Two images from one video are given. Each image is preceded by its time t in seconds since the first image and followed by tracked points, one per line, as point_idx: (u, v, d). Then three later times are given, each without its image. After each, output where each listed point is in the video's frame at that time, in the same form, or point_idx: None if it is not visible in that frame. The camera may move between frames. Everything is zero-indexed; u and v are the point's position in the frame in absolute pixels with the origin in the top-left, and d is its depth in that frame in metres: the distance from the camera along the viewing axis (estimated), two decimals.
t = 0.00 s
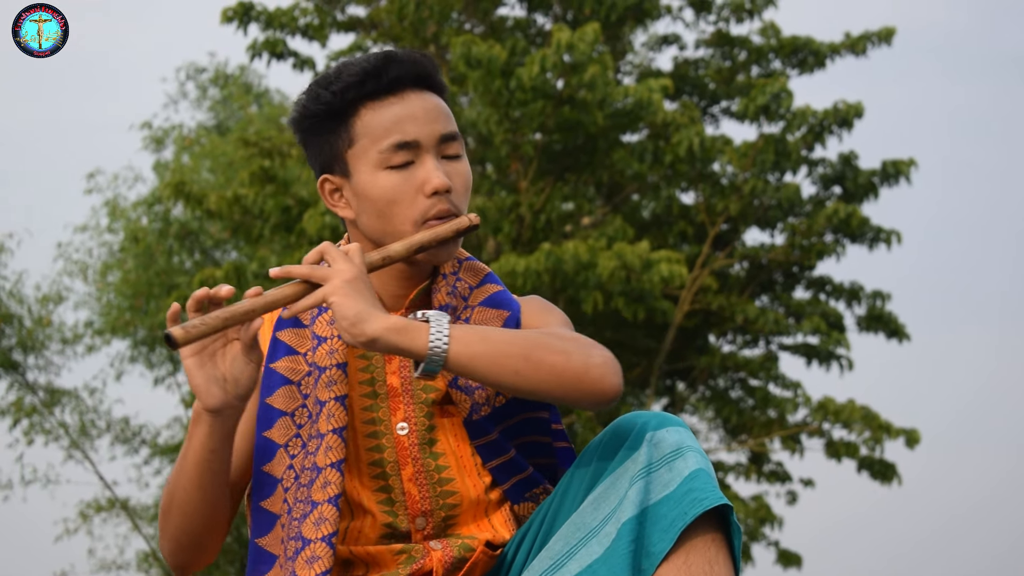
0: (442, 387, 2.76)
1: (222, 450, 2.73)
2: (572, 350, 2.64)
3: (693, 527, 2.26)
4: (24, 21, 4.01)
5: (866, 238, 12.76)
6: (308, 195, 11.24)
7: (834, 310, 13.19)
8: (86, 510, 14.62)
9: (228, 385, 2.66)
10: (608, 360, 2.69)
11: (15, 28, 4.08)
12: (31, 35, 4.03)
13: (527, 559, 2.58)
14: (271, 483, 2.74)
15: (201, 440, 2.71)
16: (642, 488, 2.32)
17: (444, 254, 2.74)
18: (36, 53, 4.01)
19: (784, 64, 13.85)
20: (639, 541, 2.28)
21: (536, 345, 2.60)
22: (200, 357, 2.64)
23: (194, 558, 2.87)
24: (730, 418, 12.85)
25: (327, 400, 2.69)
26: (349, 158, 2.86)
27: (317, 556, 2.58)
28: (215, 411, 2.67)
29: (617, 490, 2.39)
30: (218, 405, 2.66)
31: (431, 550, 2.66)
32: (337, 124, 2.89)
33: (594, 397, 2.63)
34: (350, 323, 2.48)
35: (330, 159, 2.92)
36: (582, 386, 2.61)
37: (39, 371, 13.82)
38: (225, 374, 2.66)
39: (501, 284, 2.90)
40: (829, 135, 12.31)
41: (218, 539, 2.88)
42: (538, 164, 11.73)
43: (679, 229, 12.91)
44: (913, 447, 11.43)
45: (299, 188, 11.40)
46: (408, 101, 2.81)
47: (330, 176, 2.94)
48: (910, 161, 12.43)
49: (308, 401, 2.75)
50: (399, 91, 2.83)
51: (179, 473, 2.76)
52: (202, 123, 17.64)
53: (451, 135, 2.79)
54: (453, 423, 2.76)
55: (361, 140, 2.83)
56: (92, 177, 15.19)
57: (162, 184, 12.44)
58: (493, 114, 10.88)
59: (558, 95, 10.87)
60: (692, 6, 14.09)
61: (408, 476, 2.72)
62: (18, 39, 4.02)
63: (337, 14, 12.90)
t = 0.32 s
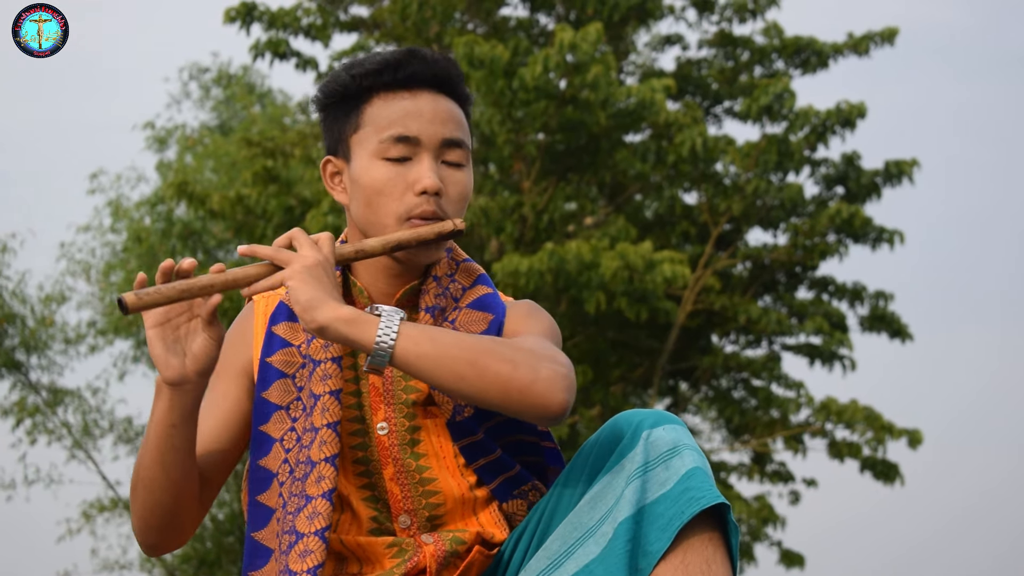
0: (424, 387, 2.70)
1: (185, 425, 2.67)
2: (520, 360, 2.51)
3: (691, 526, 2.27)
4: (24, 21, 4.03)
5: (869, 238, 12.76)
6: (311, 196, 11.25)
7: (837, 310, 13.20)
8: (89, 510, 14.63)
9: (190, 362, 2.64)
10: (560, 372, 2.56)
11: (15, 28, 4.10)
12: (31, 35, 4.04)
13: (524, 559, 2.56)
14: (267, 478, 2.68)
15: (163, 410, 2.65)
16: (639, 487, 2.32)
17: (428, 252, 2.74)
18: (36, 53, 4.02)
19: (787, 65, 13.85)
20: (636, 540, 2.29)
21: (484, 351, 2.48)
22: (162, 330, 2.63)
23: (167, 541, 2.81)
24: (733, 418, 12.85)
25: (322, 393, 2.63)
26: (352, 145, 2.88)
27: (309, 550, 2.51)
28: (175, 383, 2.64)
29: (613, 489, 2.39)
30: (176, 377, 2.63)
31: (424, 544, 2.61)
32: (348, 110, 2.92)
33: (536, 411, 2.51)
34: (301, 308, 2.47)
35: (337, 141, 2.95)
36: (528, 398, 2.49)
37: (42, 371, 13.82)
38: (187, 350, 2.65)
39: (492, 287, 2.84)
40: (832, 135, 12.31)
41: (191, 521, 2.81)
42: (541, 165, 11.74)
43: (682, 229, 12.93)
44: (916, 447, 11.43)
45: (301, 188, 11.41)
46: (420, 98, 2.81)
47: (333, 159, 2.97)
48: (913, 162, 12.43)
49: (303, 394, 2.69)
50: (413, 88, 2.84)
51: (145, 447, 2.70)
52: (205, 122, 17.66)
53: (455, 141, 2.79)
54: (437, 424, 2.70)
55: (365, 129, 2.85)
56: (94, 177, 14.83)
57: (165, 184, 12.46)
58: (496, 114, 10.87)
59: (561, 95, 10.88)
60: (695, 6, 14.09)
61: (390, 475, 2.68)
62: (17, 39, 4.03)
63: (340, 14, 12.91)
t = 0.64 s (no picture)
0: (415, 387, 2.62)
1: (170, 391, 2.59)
2: (495, 360, 2.42)
3: (692, 526, 2.27)
4: (24, 21, 4.04)
5: (873, 238, 12.77)
6: (315, 195, 11.26)
7: (841, 310, 13.20)
8: (94, 509, 14.66)
9: (176, 329, 2.60)
10: (534, 378, 2.46)
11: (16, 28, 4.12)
12: (31, 34, 4.05)
13: (524, 559, 2.53)
14: (269, 471, 2.63)
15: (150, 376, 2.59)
16: (640, 486, 2.32)
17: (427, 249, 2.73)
18: (36, 53, 4.02)
19: (791, 64, 13.85)
20: (637, 539, 2.28)
21: (459, 346, 2.40)
22: (152, 294, 2.59)
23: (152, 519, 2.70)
24: (737, 418, 12.86)
25: (327, 388, 2.57)
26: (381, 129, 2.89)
27: (313, 545, 2.45)
28: (161, 348, 2.58)
29: (613, 489, 2.38)
30: (162, 343, 2.58)
31: (421, 540, 2.54)
32: (388, 97, 2.94)
33: (508, 413, 2.41)
34: (286, 283, 2.42)
35: (371, 125, 2.96)
36: (499, 397, 2.40)
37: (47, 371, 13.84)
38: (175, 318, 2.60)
39: (490, 290, 2.83)
40: (836, 134, 12.32)
41: (176, 498, 2.70)
42: (546, 164, 11.73)
43: (686, 228, 12.95)
44: (921, 447, 11.42)
45: (306, 188, 11.44)
46: (458, 103, 2.82)
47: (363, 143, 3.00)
48: (917, 161, 12.43)
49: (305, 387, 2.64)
50: (453, 93, 2.84)
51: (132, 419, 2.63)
52: (210, 122, 17.67)
53: (480, 153, 2.78)
54: (431, 424, 2.61)
55: (397, 116, 2.86)
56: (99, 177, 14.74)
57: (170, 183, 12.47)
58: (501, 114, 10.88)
59: (565, 94, 10.88)
60: (699, 6, 14.10)
61: (383, 474, 2.61)
62: (18, 39, 4.04)
63: (345, 14, 12.93)
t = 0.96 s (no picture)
0: (424, 384, 2.56)
1: (183, 350, 2.44)
2: (506, 347, 2.33)
3: (697, 526, 2.20)
4: (23, 21, 3.67)
5: (882, 237, 12.76)
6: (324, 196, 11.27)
7: (850, 309, 13.21)
8: (104, 510, 14.71)
9: (190, 285, 2.45)
10: (542, 370, 2.36)
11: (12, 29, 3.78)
12: (30, 36, 3.68)
13: (529, 560, 2.49)
14: (280, 459, 2.53)
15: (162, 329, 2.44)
16: (644, 486, 2.25)
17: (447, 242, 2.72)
18: (36, 53, 3.66)
19: (800, 63, 13.85)
20: (642, 539, 2.21)
21: (470, 328, 2.31)
22: (171, 249, 2.46)
23: (143, 490, 2.53)
24: (747, 417, 12.85)
25: (345, 379, 2.49)
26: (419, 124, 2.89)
27: (325, 537, 2.37)
28: (174, 302, 2.44)
29: (618, 489, 2.31)
30: (175, 295, 2.44)
31: (426, 539, 2.50)
32: (432, 96, 2.95)
33: (507, 402, 2.31)
34: (308, 247, 2.36)
35: (411, 120, 2.97)
36: (505, 383, 2.30)
37: (57, 372, 13.87)
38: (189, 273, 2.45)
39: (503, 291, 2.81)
40: (845, 134, 12.32)
41: (171, 471, 2.54)
42: (555, 164, 11.72)
43: (695, 228, 12.96)
44: (931, 447, 11.42)
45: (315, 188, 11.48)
46: (499, 109, 2.82)
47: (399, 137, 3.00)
48: (927, 160, 12.44)
49: (320, 376, 2.55)
50: (496, 100, 2.86)
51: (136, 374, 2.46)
52: (219, 122, 17.71)
53: (513, 159, 2.77)
54: (438, 421, 2.56)
55: (437, 113, 2.86)
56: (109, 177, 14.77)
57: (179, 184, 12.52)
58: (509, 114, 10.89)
59: (574, 94, 10.88)
60: (708, 5, 14.12)
61: (387, 468, 2.58)
62: (17, 39, 3.68)
63: (353, 14, 12.95)
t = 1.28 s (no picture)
0: (443, 380, 2.59)
1: (207, 319, 2.42)
2: (537, 329, 2.35)
3: (706, 525, 2.21)
4: (23, 21, 3.58)
5: (896, 236, 12.75)
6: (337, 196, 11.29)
7: (864, 308, 13.21)
8: (118, 510, 14.78)
9: (220, 253, 2.44)
10: (572, 355, 2.36)
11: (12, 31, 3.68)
12: (30, 36, 3.59)
13: (538, 560, 2.50)
14: (296, 450, 2.54)
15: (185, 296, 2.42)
16: (653, 486, 2.26)
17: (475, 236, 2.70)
18: (36, 53, 3.55)
19: (813, 62, 13.84)
20: (652, 539, 2.22)
21: (502, 310, 2.33)
22: (204, 215, 2.46)
23: (150, 463, 2.50)
24: (760, 416, 12.86)
25: (365, 373, 2.52)
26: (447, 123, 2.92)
27: (340, 530, 2.39)
28: (204, 268, 2.43)
29: (628, 488, 2.32)
30: (204, 262, 2.43)
31: (437, 538, 2.52)
32: (459, 98, 2.99)
33: (536, 384, 2.32)
34: (347, 222, 2.40)
35: (438, 120, 2.99)
36: (534, 362, 2.31)
37: (71, 371, 13.93)
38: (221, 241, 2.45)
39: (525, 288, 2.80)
40: (858, 133, 12.32)
41: (181, 448, 2.51)
42: (567, 164, 11.73)
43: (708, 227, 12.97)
44: (944, 446, 11.41)
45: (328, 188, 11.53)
46: (527, 111, 2.85)
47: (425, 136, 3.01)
48: (940, 159, 12.43)
49: (340, 369, 2.58)
50: (524, 102, 2.89)
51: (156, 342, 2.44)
52: (232, 122, 17.77)
53: (541, 160, 2.80)
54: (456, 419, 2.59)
55: (466, 113, 2.89)
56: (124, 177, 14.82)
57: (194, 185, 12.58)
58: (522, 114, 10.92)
59: (587, 94, 10.90)
60: (720, 4, 14.12)
61: (402, 463, 2.60)
62: (16, 39, 3.58)
63: (366, 14, 12.98)
